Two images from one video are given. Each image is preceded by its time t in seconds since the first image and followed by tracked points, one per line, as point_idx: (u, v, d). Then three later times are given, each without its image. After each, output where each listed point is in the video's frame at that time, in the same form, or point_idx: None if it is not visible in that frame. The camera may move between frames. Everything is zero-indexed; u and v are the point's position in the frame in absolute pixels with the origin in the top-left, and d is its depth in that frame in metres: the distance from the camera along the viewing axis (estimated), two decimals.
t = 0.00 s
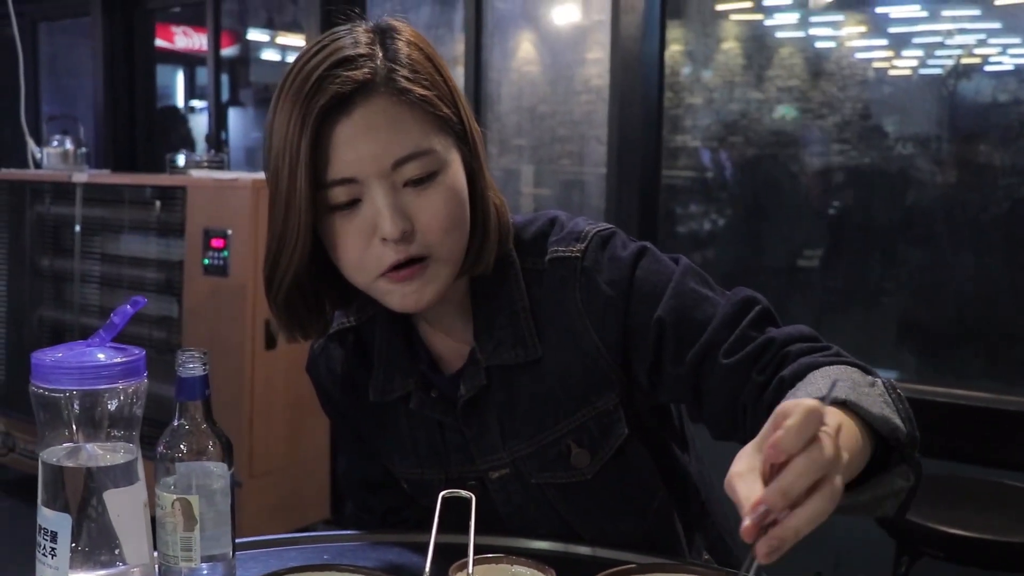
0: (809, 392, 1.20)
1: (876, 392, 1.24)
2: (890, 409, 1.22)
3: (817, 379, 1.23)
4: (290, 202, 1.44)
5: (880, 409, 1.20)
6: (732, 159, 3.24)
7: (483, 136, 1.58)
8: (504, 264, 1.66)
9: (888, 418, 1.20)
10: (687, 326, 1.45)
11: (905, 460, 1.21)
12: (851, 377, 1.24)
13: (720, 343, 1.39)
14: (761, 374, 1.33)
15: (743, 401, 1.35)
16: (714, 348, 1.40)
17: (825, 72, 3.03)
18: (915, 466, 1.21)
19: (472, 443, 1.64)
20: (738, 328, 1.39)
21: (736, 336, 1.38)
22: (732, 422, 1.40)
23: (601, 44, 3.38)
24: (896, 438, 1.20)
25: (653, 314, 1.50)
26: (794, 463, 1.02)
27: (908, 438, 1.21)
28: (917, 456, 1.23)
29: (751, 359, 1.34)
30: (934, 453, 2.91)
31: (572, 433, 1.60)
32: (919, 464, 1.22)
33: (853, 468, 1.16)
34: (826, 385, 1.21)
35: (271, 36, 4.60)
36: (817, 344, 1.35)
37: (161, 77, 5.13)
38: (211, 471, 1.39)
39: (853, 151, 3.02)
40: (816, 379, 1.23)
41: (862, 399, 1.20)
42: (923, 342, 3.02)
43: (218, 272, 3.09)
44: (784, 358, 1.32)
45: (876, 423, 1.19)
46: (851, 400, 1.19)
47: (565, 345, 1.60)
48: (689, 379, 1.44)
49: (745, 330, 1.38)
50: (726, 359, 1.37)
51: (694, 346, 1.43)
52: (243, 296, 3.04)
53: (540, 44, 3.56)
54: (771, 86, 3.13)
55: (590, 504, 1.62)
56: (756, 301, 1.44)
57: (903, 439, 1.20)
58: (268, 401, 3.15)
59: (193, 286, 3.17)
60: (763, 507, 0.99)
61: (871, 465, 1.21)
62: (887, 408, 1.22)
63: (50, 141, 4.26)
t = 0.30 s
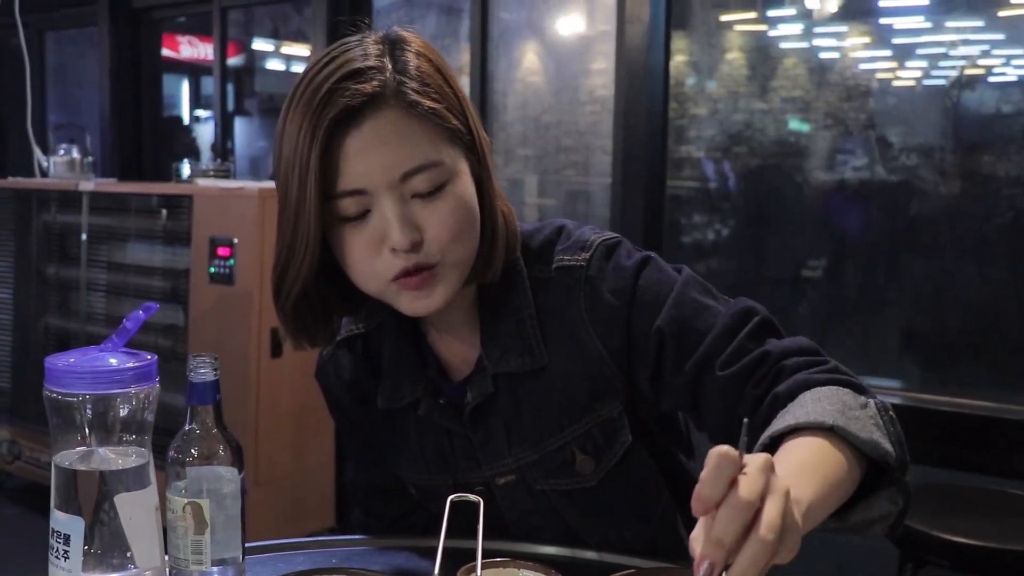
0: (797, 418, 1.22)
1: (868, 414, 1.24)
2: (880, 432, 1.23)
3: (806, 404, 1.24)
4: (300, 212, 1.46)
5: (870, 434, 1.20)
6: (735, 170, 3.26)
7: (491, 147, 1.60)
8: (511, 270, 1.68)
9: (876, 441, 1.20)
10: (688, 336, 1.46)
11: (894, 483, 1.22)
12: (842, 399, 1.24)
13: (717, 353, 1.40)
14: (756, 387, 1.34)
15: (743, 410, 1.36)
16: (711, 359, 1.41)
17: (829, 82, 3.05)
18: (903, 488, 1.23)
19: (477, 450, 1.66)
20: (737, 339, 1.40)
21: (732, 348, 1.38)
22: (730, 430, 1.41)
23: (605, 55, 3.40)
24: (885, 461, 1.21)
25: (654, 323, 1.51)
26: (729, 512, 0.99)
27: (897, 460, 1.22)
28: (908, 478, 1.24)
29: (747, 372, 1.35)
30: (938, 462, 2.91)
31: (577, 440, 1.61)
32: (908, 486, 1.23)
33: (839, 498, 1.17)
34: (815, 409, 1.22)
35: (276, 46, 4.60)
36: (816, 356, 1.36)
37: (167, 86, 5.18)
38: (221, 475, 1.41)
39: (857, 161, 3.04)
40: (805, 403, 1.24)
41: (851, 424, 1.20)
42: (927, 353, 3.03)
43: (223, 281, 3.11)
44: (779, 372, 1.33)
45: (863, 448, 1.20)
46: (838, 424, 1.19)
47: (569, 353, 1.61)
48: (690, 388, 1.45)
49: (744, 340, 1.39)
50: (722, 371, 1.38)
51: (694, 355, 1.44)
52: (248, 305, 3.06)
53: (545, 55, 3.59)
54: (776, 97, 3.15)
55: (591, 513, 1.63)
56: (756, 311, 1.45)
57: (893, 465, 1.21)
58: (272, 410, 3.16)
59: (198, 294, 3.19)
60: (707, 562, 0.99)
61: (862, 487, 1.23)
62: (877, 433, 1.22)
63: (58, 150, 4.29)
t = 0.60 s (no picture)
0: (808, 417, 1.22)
1: (876, 415, 1.25)
2: (888, 431, 1.24)
3: (815, 405, 1.24)
4: (300, 214, 1.47)
5: (879, 432, 1.22)
6: (735, 179, 3.29)
7: (494, 152, 1.61)
8: (514, 275, 1.69)
9: (885, 440, 1.21)
10: (692, 342, 1.47)
11: (902, 482, 1.24)
12: (851, 399, 1.25)
13: (723, 359, 1.41)
14: (763, 393, 1.34)
15: (747, 415, 1.36)
16: (718, 364, 1.42)
17: (829, 91, 3.07)
18: (910, 486, 1.25)
19: (480, 454, 1.67)
20: (742, 345, 1.41)
21: (738, 354, 1.39)
22: (734, 434, 1.41)
23: (605, 62, 3.42)
24: (894, 461, 1.22)
25: (659, 329, 1.52)
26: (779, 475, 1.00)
27: (905, 460, 1.24)
28: (914, 478, 1.26)
29: (753, 378, 1.36)
30: (937, 469, 2.92)
31: (581, 445, 1.62)
32: (914, 485, 1.25)
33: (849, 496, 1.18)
34: (825, 409, 1.22)
35: (277, 53, 4.61)
36: (821, 362, 1.37)
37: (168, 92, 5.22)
38: (226, 478, 1.42)
39: (856, 169, 3.05)
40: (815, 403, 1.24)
41: (861, 423, 1.21)
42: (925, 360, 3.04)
43: (224, 286, 3.12)
44: (785, 377, 1.34)
45: (873, 447, 1.21)
46: (849, 423, 1.20)
47: (572, 359, 1.62)
48: (695, 395, 1.45)
49: (750, 345, 1.40)
50: (729, 376, 1.38)
51: (701, 360, 1.45)
52: (250, 310, 3.08)
53: (546, 63, 3.61)
54: (776, 105, 3.17)
55: (594, 516, 1.64)
56: (760, 318, 1.46)
57: (901, 462, 1.22)
58: (272, 415, 3.17)
59: (199, 299, 3.21)
60: (747, 509, 0.99)
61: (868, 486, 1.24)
62: (886, 431, 1.23)
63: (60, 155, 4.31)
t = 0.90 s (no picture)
0: (817, 389, 1.29)
1: (885, 393, 1.32)
2: (896, 409, 1.30)
3: (827, 379, 1.31)
4: (306, 209, 1.48)
5: (887, 408, 1.28)
6: (728, 182, 3.30)
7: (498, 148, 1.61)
8: (519, 274, 1.70)
9: (891, 415, 1.28)
10: (711, 339, 1.47)
11: (908, 457, 1.29)
12: (862, 377, 1.32)
13: (740, 356, 1.42)
14: (778, 382, 1.36)
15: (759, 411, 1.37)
16: (734, 362, 1.42)
17: (821, 93, 3.08)
18: (917, 462, 1.29)
19: (485, 453, 1.67)
20: (757, 341, 1.42)
21: (754, 349, 1.40)
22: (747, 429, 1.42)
23: (599, 64, 3.43)
24: (899, 436, 1.28)
25: (673, 327, 1.52)
26: (793, 438, 1.17)
27: (912, 436, 1.29)
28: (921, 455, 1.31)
29: (771, 369, 1.37)
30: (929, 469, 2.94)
31: (587, 443, 1.63)
32: (922, 461, 1.30)
33: (845, 456, 1.27)
34: (835, 382, 1.29)
35: (269, 53, 4.61)
36: (835, 356, 1.39)
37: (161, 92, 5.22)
38: (228, 476, 1.41)
39: (850, 172, 3.07)
40: (826, 378, 1.31)
41: (871, 398, 1.27)
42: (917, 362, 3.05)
43: (220, 286, 3.12)
44: (802, 366, 1.36)
45: (880, 420, 1.28)
46: (859, 397, 1.26)
47: (578, 357, 1.63)
48: (711, 393, 1.45)
49: (764, 342, 1.41)
50: (746, 370, 1.40)
51: (716, 359, 1.45)
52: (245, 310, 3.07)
53: (540, 65, 3.62)
54: (768, 107, 3.19)
55: (599, 516, 1.64)
56: (772, 315, 1.47)
57: (906, 438, 1.28)
58: (269, 415, 3.17)
59: (195, 298, 3.20)
60: (734, 435, 1.15)
61: (872, 460, 1.30)
62: (895, 409, 1.30)
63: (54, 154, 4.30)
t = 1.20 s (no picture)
0: (822, 384, 1.31)
1: (888, 393, 1.33)
2: (898, 409, 1.31)
3: (832, 376, 1.32)
4: (313, 206, 1.47)
5: (890, 407, 1.29)
6: (718, 177, 3.31)
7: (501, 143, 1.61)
8: (522, 271, 1.69)
9: (894, 415, 1.29)
10: (716, 338, 1.48)
11: (909, 455, 1.30)
12: (866, 376, 1.33)
13: (749, 354, 1.42)
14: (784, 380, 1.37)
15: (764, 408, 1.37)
16: (743, 361, 1.43)
17: (812, 93, 3.08)
18: (916, 461, 1.30)
19: (488, 450, 1.67)
20: (764, 340, 1.43)
21: (762, 349, 1.40)
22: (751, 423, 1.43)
23: (591, 62, 3.42)
24: (901, 435, 1.29)
25: (682, 326, 1.53)
26: (755, 401, 1.14)
27: (913, 435, 1.30)
28: (921, 454, 1.32)
29: (779, 368, 1.37)
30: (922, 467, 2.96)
31: (592, 440, 1.63)
32: (922, 460, 1.30)
33: (843, 449, 1.28)
34: (840, 379, 1.31)
35: (261, 49, 4.59)
36: (839, 354, 1.41)
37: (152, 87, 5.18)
38: (231, 474, 1.41)
39: (841, 171, 3.08)
40: (831, 375, 1.33)
41: (874, 397, 1.29)
42: (909, 360, 3.06)
43: (214, 283, 3.11)
44: (809, 366, 1.37)
45: (882, 419, 1.28)
46: (863, 395, 1.28)
47: (583, 354, 1.62)
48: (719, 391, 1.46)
49: (772, 340, 1.42)
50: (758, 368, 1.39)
51: (723, 359, 1.46)
52: (240, 307, 3.06)
53: (531, 63, 3.61)
54: (759, 106, 3.19)
55: (602, 512, 1.64)
56: (777, 314, 1.48)
57: (907, 437, 1.29)
58: (262, 412, 3.16)
59: (188, 294, 3.19)
60: (709, 381, 1.14)
61: (873, 458, 1.31)
62: (897, 408, 1.31)
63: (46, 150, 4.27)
